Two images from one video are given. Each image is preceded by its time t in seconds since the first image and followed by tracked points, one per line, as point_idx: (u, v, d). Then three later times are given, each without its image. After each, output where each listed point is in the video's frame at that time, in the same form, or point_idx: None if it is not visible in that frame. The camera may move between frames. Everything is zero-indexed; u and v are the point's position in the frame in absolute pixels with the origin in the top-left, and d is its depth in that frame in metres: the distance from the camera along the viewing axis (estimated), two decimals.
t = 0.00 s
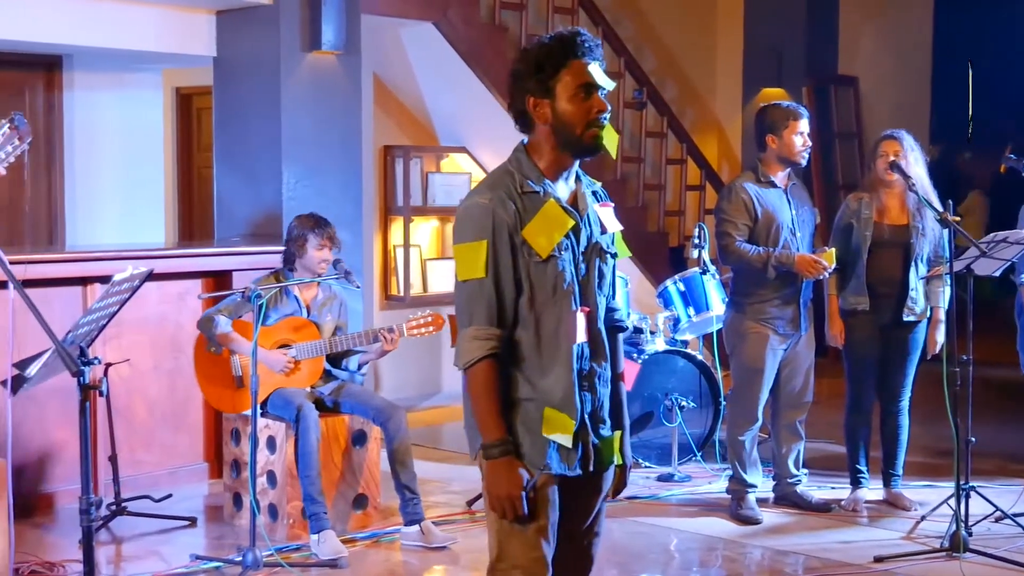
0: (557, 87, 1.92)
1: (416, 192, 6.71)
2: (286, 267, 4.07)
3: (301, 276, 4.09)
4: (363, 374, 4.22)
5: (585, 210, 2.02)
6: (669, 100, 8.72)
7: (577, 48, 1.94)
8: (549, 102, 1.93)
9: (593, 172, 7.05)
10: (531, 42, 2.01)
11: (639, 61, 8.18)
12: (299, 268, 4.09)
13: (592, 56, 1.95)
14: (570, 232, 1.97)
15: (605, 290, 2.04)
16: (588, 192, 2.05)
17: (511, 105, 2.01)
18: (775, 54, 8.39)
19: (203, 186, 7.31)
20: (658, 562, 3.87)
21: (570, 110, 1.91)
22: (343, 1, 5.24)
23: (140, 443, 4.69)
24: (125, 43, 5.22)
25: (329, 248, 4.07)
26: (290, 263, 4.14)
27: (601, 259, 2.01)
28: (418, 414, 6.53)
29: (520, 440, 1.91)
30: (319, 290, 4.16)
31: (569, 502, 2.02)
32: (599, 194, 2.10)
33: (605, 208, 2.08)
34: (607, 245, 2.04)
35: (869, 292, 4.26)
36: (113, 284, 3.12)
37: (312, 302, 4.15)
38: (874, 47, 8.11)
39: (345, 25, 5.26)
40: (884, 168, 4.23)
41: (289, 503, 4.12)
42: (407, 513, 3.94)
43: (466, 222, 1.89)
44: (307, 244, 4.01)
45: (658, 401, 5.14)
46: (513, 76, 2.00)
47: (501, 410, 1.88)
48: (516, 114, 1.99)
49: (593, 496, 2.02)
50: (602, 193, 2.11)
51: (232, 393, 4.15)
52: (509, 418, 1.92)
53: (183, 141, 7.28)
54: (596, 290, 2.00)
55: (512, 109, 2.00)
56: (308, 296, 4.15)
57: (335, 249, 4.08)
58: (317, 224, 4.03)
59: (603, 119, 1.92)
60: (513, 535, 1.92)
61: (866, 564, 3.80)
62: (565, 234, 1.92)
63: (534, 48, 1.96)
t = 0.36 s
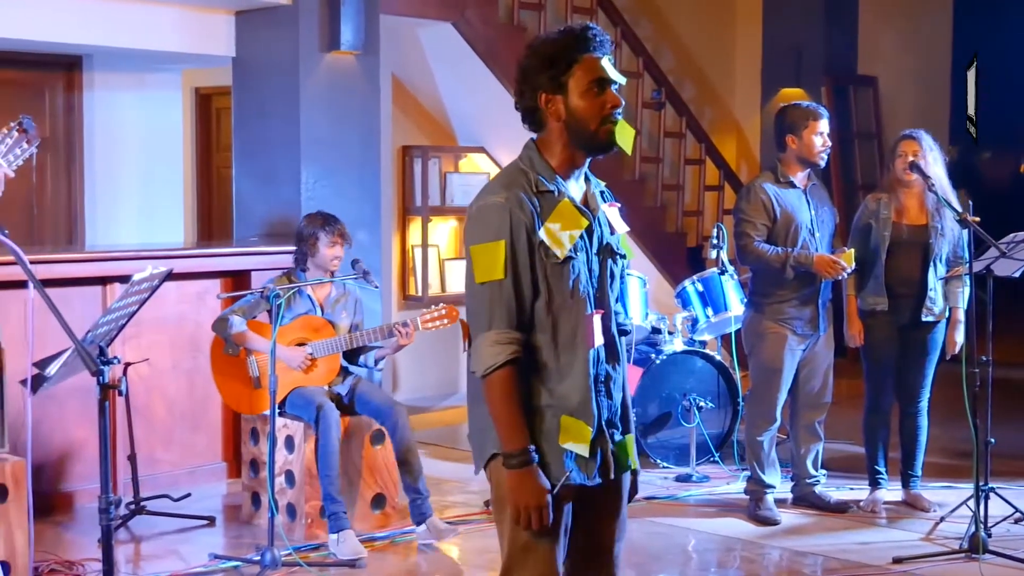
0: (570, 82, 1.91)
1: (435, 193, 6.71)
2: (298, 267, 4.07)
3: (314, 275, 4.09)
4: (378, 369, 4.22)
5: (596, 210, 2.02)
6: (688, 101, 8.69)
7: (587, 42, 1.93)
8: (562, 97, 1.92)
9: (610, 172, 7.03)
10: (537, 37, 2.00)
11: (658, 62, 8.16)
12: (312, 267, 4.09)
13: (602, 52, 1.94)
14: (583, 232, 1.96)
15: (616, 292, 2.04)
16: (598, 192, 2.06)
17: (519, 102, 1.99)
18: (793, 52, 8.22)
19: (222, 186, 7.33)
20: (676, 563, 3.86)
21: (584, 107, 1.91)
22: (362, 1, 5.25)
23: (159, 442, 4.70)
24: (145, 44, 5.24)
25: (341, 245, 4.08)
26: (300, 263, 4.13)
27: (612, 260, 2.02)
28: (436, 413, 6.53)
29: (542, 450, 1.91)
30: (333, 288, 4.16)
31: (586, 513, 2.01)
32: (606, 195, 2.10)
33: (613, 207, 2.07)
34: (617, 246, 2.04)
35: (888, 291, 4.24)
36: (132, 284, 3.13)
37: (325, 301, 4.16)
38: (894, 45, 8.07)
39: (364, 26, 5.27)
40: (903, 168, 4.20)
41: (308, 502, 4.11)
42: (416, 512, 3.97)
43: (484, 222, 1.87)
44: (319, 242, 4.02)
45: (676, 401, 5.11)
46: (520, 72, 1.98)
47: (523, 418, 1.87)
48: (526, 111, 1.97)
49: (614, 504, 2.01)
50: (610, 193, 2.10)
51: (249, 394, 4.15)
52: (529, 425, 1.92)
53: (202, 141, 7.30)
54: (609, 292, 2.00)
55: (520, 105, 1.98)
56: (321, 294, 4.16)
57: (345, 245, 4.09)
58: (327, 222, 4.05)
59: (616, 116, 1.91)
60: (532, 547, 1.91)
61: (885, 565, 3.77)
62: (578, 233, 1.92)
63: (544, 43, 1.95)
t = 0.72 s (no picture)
0: (579, 79, 1.91)
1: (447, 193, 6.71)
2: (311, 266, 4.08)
3: (328, 274, 4.12)
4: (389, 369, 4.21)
5: (613, 209, 2.01)
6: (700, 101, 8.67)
7: (597, 37, 1.93)
8: (571, 95, 1.92)
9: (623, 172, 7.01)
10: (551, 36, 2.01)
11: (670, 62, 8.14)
12: (326, 266, 4.11)
13: (614, 46, 1.94)
14: (599, 232, 1.95)
15: (636, 292, 2.02)
16: (617, 191, 2.04)
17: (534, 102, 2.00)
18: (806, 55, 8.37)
19: (234, 186, 7.34)
20: (687, 563, 3.85)
21: (594, 103, 1.90)
22: (374, 1, 5.25)
23: (171, 442, 4.71)
24: (158, 45, 5.25)
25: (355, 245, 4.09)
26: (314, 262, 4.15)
27: (631, 260, 2.00)
28: (448, 413, 6.53)
29: (554, 450, 1.90)
30: (346, 288, 4.16)
31: (599, 515, 2.00)
32: (627, 194, 2.08)
33: (633, 207, 2.05)
34: (636, 245, 2.02)
35: (900, 291, 4.21)
36: (145, 285, 3.13)
37: (337, 300, 4.15)
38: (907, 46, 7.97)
39: (376, 26, 5.27)
40: (915, 167, 4.17)
41: (319, 502, 4.16)
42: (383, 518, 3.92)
43: (496, 222, 1.88)
44: (333, 241, 4.03)
45: (688, 402, 5.09)
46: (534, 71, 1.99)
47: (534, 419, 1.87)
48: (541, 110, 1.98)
49: (633, 506, 1.99)
50: (631, 192, 2.08)
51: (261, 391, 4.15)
52: (542, 427, 1.91)
53: (215, 141, 7.31)
54: (627, 292, 1.98)
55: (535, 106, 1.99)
56: (333, 294, 4.16)
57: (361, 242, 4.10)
58: (340, 222, 4.05)
59: (628, 110, 1.90)
60: (542, 548, 1.91)
61: (897, 565, 3.75)
62: (593, 234, 1.90)
63: (554, 42, 1.95)
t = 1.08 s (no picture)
0: (596, 80, 1.91)
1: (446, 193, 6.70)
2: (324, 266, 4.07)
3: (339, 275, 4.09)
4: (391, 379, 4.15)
5: (636, 209, 1.99)
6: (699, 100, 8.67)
7: (610, 37, 1.93)
8: (590, 97, 1.92)
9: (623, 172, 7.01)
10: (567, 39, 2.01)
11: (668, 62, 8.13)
12: (337, 267, 4.08)
13: (628, 46, 1.94)
14: (621, 232, 1.94)
15: (661, 292, 2.02)
16: (641, 190, 2.03)
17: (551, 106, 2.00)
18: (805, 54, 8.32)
19: (232, 186, 7.33)
20: (686, 563, 3.84)
21: (613, 103, 1.89)
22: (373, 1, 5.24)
23: (170, 443, 4.71)
24: (156, 45, 5.24)
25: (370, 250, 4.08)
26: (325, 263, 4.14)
27: (654, 260, 1.99)
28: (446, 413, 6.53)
29: (573, 446, 1.89)
30: (354, 291, 4.16)
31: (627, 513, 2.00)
32: (653, 192, 2.08)
33: (660, 207, 2.04)
34: (661, 245, 2.02)
35: (898, 291, 4.20)
36: (144, 285, 3.13)
37: (345, 302, 4.15)
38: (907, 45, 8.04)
39: (374, 26, 5.27)
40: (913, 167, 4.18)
41: (318, 502, 4.11)
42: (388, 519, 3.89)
43: (515, 225, 1.88)
44: (345, 242, 4.02)
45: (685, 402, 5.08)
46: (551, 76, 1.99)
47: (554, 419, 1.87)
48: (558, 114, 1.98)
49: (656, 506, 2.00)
50: (657, 191, 2.09)
51: (257, 387, 4.16)
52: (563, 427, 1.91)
53: (213, 141, 7.30)
54: (649, 292, 1.97)
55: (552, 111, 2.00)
56: (342, 296, 4.16)
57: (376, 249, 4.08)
58: (356, 224, 4.04)
59: (648, 106, 1.89)
60: (570, 547, 1.92)
61: (895, 564, 3.75)
62: (615, 235, 1.90)
63: (569, 45, 1.95)
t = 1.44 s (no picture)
0: (594, 79, 1.90)
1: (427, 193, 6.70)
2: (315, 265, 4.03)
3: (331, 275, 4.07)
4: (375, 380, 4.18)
5: (628, 209, 2.03)
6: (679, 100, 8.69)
7: (604, 36, 1.93)
8: (588, 95, 1.90)
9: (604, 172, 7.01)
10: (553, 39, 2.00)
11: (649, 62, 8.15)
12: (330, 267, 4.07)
13: (619, 45, 1.94)
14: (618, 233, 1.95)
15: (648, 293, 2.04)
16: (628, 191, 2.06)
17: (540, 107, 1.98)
18: (784, 60, 8.17)
19: (212, 187, 7.30)
20: (666, 562, 3.85)
21: (614, 102, 1.89)
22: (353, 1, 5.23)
23: (149, 444, 4.68)
24: (135, 45, 5.21)
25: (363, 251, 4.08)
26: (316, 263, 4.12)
27: (644, 261, 2.02)
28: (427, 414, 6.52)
29: (583, 452, 1.91)
30: (345, 292, 4.13)
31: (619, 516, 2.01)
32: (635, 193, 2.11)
33: (641, 206, 2.07)
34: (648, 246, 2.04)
35: (877, 290, 4.25)
36: (122, 285, 3.11)
37: (336, 303, 4.12)
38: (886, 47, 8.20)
39: (354, 26, 5.26)
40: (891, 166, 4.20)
41: (299, 504, 4.09)
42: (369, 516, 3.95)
43: (521, 227, 1.86)
44: (340, 242, 4.01)
45: (667, 401, 5.09)
46: (539, 76, 1.97)
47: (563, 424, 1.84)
48: (548, 113, 1.96)
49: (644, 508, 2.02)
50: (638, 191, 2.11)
51: (243, 382, 4.16)
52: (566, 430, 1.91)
53: (192, 141, 7.27)
54: (642, 293, 2.00)
55: (542, 111, 1.97)
56: (333, 297, 4.13)
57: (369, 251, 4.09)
58: (352, 224, 4.03)
59: (645, 104, 1.90)
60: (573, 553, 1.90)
61: (875, 562, 3.78)
62: (614, 236, 1.90)
63: (560, 44, 1.94)
